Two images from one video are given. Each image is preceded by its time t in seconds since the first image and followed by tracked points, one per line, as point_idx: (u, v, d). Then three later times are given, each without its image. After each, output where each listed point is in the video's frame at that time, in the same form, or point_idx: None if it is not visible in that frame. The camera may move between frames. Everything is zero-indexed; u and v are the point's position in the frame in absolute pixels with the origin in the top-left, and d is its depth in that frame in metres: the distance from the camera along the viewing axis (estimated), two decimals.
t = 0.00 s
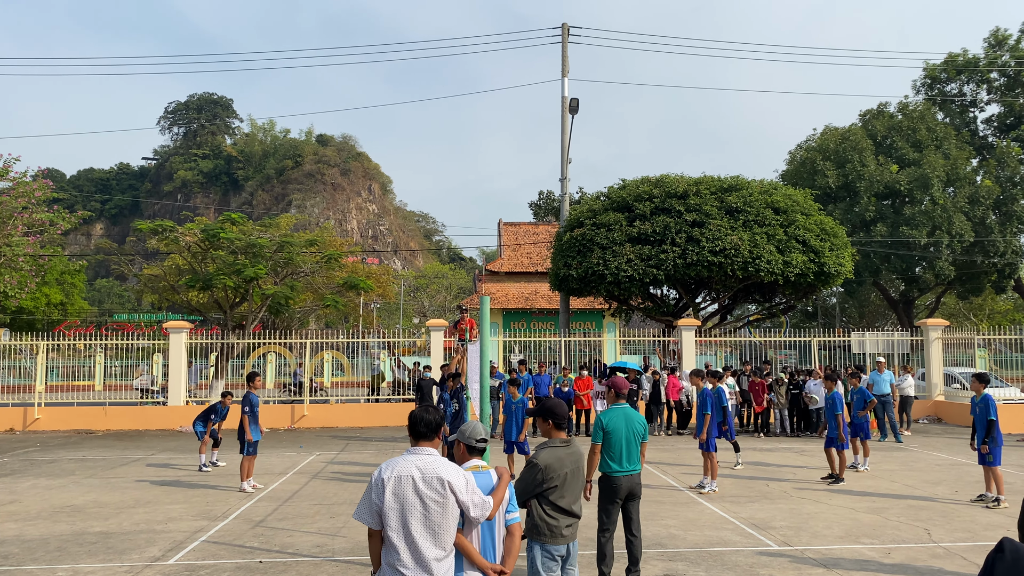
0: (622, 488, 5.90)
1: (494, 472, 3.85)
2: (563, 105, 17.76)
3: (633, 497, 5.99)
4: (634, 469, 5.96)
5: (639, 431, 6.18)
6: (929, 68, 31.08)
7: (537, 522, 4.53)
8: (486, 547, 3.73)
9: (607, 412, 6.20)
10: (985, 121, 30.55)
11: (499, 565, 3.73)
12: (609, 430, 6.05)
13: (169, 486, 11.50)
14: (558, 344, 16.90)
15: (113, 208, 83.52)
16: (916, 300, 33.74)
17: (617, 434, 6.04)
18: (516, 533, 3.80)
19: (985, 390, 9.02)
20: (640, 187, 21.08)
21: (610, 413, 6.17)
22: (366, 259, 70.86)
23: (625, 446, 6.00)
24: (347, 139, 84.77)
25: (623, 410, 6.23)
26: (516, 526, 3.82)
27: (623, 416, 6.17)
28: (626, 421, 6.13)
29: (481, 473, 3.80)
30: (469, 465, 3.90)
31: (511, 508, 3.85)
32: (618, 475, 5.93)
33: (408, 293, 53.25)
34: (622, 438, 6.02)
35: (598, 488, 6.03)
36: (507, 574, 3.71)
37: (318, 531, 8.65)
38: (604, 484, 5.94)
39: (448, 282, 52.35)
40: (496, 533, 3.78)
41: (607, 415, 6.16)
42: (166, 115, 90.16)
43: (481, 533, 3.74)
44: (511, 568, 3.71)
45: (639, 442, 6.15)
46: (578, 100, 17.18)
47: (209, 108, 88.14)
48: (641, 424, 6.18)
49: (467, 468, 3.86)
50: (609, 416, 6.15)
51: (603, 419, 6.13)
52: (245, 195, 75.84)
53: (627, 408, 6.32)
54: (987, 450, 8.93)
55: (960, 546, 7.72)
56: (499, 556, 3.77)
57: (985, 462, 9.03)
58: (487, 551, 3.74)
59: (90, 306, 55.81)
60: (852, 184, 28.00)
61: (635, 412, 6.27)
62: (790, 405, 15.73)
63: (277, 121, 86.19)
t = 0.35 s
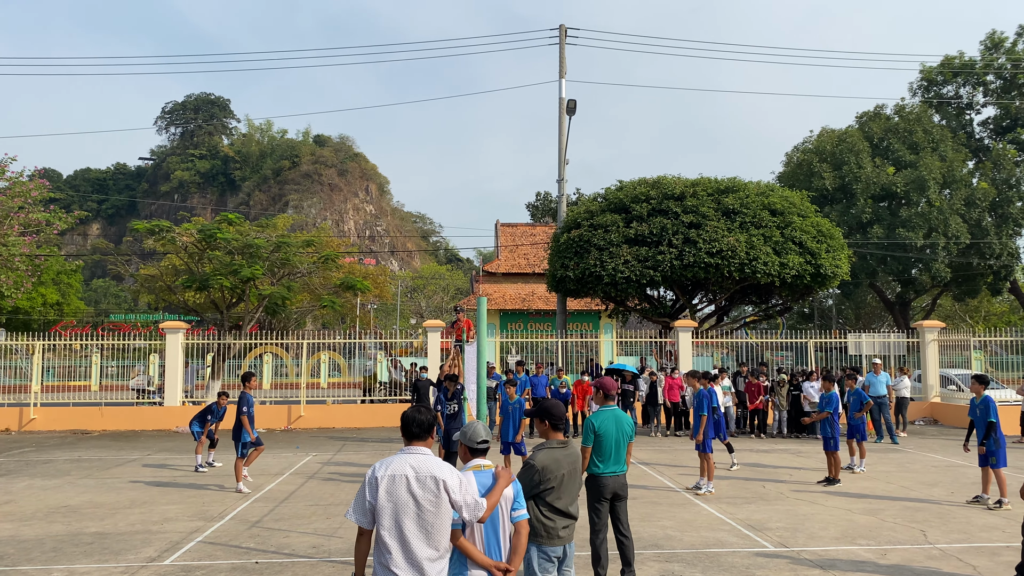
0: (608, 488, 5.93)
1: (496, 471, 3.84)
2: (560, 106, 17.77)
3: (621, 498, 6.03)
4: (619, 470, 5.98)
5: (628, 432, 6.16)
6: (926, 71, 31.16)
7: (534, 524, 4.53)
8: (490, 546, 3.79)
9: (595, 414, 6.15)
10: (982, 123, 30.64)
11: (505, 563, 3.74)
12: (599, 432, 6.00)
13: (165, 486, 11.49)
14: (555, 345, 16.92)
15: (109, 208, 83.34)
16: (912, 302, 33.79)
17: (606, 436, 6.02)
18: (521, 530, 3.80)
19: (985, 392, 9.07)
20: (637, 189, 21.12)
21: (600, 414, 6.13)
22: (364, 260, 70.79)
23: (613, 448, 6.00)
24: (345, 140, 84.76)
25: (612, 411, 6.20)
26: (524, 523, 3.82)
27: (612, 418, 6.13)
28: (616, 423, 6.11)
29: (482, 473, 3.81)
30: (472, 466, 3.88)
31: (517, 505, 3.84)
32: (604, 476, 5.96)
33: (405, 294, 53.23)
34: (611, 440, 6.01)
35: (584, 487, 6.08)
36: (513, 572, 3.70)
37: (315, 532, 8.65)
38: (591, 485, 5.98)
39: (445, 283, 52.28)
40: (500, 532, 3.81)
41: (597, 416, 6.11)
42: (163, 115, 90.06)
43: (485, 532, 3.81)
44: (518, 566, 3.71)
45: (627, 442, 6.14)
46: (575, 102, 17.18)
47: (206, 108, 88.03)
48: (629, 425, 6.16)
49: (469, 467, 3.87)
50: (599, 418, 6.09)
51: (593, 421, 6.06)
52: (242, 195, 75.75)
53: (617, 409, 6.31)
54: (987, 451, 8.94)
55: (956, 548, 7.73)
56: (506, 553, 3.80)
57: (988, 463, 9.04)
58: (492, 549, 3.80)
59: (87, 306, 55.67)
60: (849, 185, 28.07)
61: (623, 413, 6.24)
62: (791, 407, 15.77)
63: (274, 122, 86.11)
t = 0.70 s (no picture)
0: (598, 488, 5.98)
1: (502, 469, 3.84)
2: (558, 106, 17.76)
3: (611, 497, 6.06)
4: (609, 471, 6.02)
5: (617, 432, 6.16)
6: (923, 72, 31.19)
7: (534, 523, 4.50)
8: (492, 543, 3.75)
9: (584, 415, 6.18)
10: (978, 124, 30.70)
11: (507, 562, 3.72)
12: (587, 433, 6.03)
13: (162, 486, 11.47)
14: (552, 346, 16.90)
15: (106, 208, 83.18)
16: (909, 303, 33.84)
17: (594, 437, 6.03)
18: (526, 529, 3.75)
19: (991, 394, 9.07)
20: (634, 190, 21.13)
21: (588, 415, 6.15)
22: (362, 260, 70.71)
23: (602, 449, 6.01)
24: (342, 140, 84.69)
25: (601, 412, 6.22)
26: (529, 523, 3.77)
27: (601, 419, 6.15)
28: (604, 423, 6.12)
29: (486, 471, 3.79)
30: (479, 462, 3.93)
31: (522, 505, 3.81)
32: (594, 477, 5.99)
33: (402, 294, 53.20)
34: (599, 441, 6.01)
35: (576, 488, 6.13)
36: (515, 571, 3.69)
37: (311, 532, 8.64)
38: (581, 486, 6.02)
39: (442, 283, 52.23)
40: (503, 530, 3.77)
41: (585, 417, 6.15)
42: (161, 115, 89.88)
43: (488, 528, 3.77)
44: (519, 566, 3.69)
45: (616, 442, 6.15)
46: (573, 102, 17.18)
47: (203, 108, 87.94)
48: (618, 425, 6.17)
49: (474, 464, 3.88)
50: (586, 419, 6.13)
51: (581, 422, 6.11)
52: (239, 195, 75.64)
53: (604, 410, 6.30)
54: (990, 454, 8.95)
55: (952, 548, 7.74)
56: (508, 552, 3.76)
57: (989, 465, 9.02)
58: (494, 547, 3.75)
59: (83, 306, 55.56)
60: (846, 186, 28.11)
61: (612, 413, 6.26)
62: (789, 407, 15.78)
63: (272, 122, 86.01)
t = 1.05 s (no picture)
0: (595, 488, 5.98)
1: (483, 471, 3.85)
2: (556, 107, 17.76)
3: (608, 496, 6.05)
4: (605, 470, 6.02)
5: (612, 431, 6.15)
6: (921, 72, 31.20)
7: (533, 521, 4.50)
8: (476, 546, 3.74)
9: (578, 415, 6.16)
10: (976, 125, 30.73)
11: (491, 563, 3.75)
12: (581, 433, 6.04)
13: (159, 486, 11.45)
14: (550, 346, 16.87)
15: (104, 207, 83.07)
16: (907, 303, 33.83)
17: (589, 436, 6.05)
18: (510, 531, 3.76)
19: (993, 394, 9.03)
20: (631, 190, 21.11)
21: (582, 415, 6.14)
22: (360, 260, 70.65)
23: (597, 448, 6.01)
24: (341, 140, 84.65)
25: (595, 411, 6.19)
26: (513, 525, 3.79)
27: (595, 418, 6.13)
28: (598, 423, 6.10)
29: (467, 474, 3.81)
30: (460, 465, 3.89)
31: (506, 506, 3.81)
32: (591, 476, 5.99)
33: (400, 294, 53.16)
34: (593, 440, 6.02)
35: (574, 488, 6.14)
36: (499, 572, 3.73)
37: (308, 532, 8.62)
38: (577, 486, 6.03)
39: (440, 283, 52.20)
40: (487, 532, 3.76)
41: (579, 417, 6.13)
42: (158, 115, 89.75)
43: (471, 532, 3.75)
44: (503, 567, 3.72)
45: (612, 441, 6.14)
46: (570, 103, 17.21)
47: (201, 108, 87.86)
48: (613, 424, 6.15)
49: (456, 466, 3.89)
50: (580, 418, 6.12)
51: (575, 422, 6.12)
52: (237, 195, 75.55)
53: (599, 408, 6.28)
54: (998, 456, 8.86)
55: (950, 549, 7.74)
56: (493, 553, 3.75)
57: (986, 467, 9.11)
58: (477, 550, 3.74)
59: (80, 306, 55.48)
60: (843, 186, 28.13)
61: (607, 411, 6.24)
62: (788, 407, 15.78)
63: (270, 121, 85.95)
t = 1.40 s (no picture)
0: (594, 488, 5.97)
1: (463, 472, 3.89)
2: (556, 106, 17.76)
3: (607, 496, 6.06)
4: (605, 469, 6.01)
5: (611, 431, 6.15)
6: (920, 71, 31.21)
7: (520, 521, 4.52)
8: (456, 548, 3.79)
9: (577, 414, 6.18)
10: (976, 124, 30.74)
11: (472, 564, 3.79)
12: (580, 432, 6.05)
13: (159, 486, 11.44)
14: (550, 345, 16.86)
15: (103, 207, 83.05)
16: (907, 302, 33.83)
17: (587, 435, 6.06)
18: (489, 533, 3.78)
19: (990, 394, 9.02)
20: (631, 189, 21.10)
21: (580, 414, 6.15)
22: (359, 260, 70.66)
23: (597, 447, 6.01)
24: (340, 139, 84.62)
25: (594, 410, 6.19)
26: (492, 526, 3.80)
27: (594, 417, 6.14)
28: (597, 422, 6.11)
29: (447, 475, 3.86)
30: (441, 465, 3.95)
31: (487, 507, 3.83)
32: (591, 475, 5.98)
33: (399, 293, 53.15)
34: (592, 440, 6.02)
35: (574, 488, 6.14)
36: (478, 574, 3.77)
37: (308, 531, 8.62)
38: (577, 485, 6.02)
39: (440, 283, 52.18)
40: (467, 533, 3.81)
41: (578, 416, 6.14)
42: (157, 114, 89.70)
43: (451, 533, 3.80)
44: (481, 569, 3.74)
45: (611, 440, 6.14)
46: (570, 102, 17.20)
47: (201, 107, 87.86)
48: (612, 424, 6.16)
49: (437, 468, 3.95)
50: (579, 418, 6.12)
51: (573, 421, 6.14)
52: (237, 194, 75.52)
53: (598, 408, 6.27)
54: (991, 455, 8.92)
55: (950, 548, 7.75)
56: (472, 555, 3.79)
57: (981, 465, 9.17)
58: (456, 551, 3.79)
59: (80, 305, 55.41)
60: (843, 186, 28.15)
61: (606, 411, 6.24)
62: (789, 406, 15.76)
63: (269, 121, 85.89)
